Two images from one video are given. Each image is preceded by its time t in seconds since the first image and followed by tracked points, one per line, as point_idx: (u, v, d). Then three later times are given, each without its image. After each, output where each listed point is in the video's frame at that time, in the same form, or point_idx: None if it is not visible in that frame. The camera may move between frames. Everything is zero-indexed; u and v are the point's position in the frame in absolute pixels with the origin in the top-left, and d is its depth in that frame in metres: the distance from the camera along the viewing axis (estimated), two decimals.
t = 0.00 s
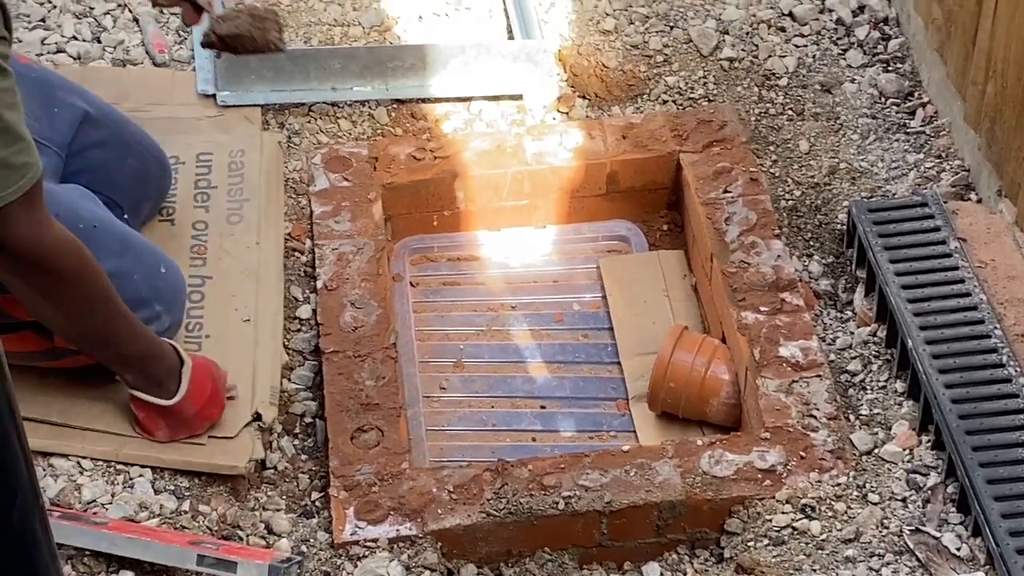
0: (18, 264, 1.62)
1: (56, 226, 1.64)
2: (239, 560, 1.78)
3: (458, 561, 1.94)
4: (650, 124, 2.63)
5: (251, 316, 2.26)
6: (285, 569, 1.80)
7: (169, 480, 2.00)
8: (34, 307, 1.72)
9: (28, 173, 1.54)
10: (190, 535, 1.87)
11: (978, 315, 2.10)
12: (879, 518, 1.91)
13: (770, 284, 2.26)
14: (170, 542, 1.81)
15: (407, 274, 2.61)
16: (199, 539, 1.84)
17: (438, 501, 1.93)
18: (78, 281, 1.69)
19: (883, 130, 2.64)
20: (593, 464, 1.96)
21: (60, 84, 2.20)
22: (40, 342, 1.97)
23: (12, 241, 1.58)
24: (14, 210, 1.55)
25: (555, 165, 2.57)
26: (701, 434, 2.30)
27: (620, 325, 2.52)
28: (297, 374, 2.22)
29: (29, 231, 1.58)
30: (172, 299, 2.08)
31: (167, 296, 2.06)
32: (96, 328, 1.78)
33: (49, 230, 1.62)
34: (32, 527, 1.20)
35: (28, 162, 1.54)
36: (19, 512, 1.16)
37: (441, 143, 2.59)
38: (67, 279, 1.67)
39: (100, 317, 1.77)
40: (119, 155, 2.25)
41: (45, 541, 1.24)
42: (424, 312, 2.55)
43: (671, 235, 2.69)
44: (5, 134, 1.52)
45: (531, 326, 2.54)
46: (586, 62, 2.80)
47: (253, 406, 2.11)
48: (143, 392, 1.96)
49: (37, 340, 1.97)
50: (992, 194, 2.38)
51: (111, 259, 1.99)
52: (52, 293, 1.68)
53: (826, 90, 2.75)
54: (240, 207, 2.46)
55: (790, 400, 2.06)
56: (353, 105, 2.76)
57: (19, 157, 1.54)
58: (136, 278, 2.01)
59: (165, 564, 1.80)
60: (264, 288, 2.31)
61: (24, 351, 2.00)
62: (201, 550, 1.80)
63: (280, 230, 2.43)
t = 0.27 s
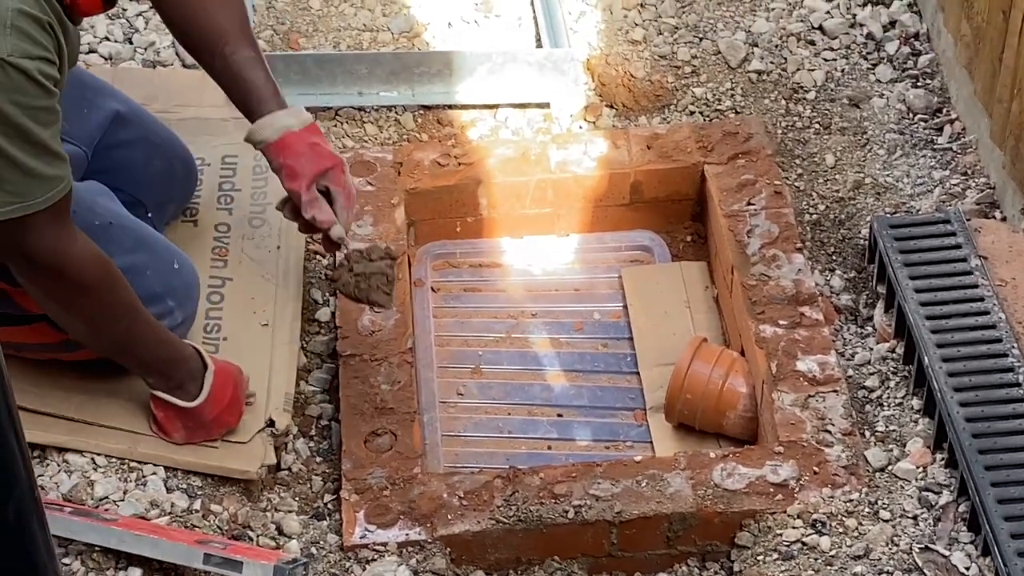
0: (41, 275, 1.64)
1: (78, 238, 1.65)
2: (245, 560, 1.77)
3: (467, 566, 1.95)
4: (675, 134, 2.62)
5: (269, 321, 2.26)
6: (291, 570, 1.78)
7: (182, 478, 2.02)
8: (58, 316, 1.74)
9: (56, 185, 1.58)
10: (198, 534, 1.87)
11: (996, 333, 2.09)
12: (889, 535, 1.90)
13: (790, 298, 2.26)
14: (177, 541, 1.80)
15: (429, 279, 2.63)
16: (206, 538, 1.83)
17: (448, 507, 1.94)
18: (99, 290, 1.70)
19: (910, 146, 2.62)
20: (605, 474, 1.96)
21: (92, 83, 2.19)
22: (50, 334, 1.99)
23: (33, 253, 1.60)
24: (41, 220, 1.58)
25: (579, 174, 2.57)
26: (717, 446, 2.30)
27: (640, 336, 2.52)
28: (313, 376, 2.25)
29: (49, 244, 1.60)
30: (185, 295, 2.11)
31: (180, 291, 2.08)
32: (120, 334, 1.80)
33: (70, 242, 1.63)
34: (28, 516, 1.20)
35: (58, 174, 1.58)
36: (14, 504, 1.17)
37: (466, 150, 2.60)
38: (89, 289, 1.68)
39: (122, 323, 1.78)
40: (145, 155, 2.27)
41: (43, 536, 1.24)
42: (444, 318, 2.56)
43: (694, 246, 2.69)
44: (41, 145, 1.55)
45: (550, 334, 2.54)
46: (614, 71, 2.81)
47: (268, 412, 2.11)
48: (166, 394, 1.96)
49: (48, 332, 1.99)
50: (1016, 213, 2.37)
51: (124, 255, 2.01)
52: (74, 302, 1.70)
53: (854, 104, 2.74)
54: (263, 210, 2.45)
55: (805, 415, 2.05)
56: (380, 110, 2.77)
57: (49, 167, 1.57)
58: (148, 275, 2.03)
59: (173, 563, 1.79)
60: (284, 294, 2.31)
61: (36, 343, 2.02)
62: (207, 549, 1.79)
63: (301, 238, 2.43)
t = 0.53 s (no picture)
0: (69, 268, 1.66)
1: (110, 235, 1.67)
2: (250, 552, 1.78)
3: (474, 564, 1.97)
4: (698, 138, 2.62)
5: (285, 317, 2.27)
6: (294, 563, 1.79)
7: (194, 470, 2.04)
8: (85, 309, 1.76)
9: (93, 179, 1.59)
10: (205, 524, 1.88)
11: (1009, 342, 2.09)
12: (896, 542, 1.91)
13: (806, 303, 2.25)
14: (184, 530, 1.82)
15: (448, 277, 2.64)
16: (213, 529, 1.85)
17: (457, 504, 1.95)
18: (126, 285, 1.72)
19: (932, 153, 2.61)
20: (614, 475, 1.98)
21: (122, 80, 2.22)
22: (60, 318, 2.03)
23: (62, 246, 1.62)
24: (75, 213, 1.60)
25: (599, 176, 2.57)
26: (730, 450, 2.29)
27: (659, 339, 2.51)
28: (328, 371, 2.26)
29: (80, 238, 1.62)
30: (191, 281, 2.14)
31: (185, 277, 2.12)
32: (145, 327, 1.82)
33: (101, 239, 1.65)
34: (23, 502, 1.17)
35: (96, 168, 1.59)
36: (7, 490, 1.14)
37: (488, 149, 2.60)
38: (116, 283, 1.71)
39: (148, 317, 1.80)
40: (163, 150, 2.29)
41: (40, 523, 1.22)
42: (461, 316, 2.57)
43: (715, 250, 2.68)
44: (83, 139, 1.56)
45: (567, 334, 2.55)
46: (639, 74, 2.82)
47: (280, 408, 2.12)
48: (183, 385, 1.98)
49: (58, 316, 2.03)
50: None
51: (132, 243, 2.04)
52: (101, 296, 1.72)
53: (878, 110, 2.73)
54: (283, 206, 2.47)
55: (817, 420, 2.05)
56: (403, 108, 2.79)
57: (89, 160, 1.58)
58: (155, 262, 2.06)
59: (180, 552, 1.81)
60: (301, 290, 2.32)
61: (44, 327, 2.06)
62: (214, 540, 1.80)
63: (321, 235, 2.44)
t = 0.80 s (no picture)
0: (99, 256, 1.68)
1: (139, 225, 1.69)
2: (263, 538, 1.79)
3: (489, 556, 1.99)
4: (723, 135, 2.61)
5: (306, 307, 2.29)
6: (308, 550, 1.80)
7: (211, 457, 2.06)
8: (114, 298, 1.78)
9: (126, 168, 1.60)
10: (220, 511, 1.89)
11: None
12: (910, 541, 1.91)
13: (828, 302, 2.25)
14: (199, 517, 1.84)
15: (471, 270, 2.65)
16: (227, 515, 1.87)
17: (472, 496, 1.97)
18: (155, 274, 1.74)
19: (959, 155, 2.60)
20: (630, 470, 1.99)
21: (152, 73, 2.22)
22: (85, 309, 2.06)
23: (93, 235, 1.64)
24: (107, 201, 1.62)
25: (624, 172, 2.57)
26: (748, 447, 2.30)
27: (681, 336, 2.51)
28: (348, 362, 2.27)
29: (111, 227, 1.65)
30: (216, 275, 2.17)
31: (211, 271, 2.14)
32: (172, 316, 1.84)
33: (131, 228, 1.67)
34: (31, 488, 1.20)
35: (129, 158, 1.60)
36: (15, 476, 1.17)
37: (513, 144, 2.61)
38: (145, 273, 1.73)
39: (175, 306, 1.82)
40: (192, 140, 2.31)
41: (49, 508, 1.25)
42: (483, 310, 2.58)
43: (738, 248, 2.68)
44: (120, 130, 1.57)
45: (588, 330, 2.55)
46: (666, 71, 2.80)
47: (298, 397, 2.13)
48: (207, 373, 2.00)
49: (83, 307, 2.06)
50: None
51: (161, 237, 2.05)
52: (130, 285, 1.74)
53: (905, 111, 2.71)
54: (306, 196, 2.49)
55: (835, 418, 2.05)
56: (430, 102, 2.80)
57: (124, 150, 1.59)
58: (183, 257, 2.08)
59: (194, 538, 1.83)
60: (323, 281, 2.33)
61: (70, 316, 2.08)
62: (227, 526, 1.82)
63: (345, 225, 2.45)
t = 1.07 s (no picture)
0: (131, 250, 1.70)
1: (171, 219, 1.71)
2: (288, 530, 1.81)
3: (514, 550, 2.00)
4: (754, 133, 2.60)
5: (335, 299, 2.30)
6: (333, 542, 1.81)
7: (238, 448, 2.08)
8: (145, 290, 1.80)
9: (159, 163, 1.62)
10: (246, 501, 1.91)
11: None
12: (937, 541, 1.90)
13: (857, 301, 2.24)
14: (225, 506, 1.86)
15: (500, 265, 2.65)
16: (252, 506, 1.89)
17: (498, 490, 1.98)
18: (185, 267, 1.76)
19: (991, 154, 2.57)
20: (656, 466, 1.99)
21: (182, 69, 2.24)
22: (115, 301, 2.09)
23: (125, 228, 1.66)
24: (139, 196, 1.64)
25: (655, 168, 2.57)
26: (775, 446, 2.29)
27: (710, 333, 2.51)
28: (376, 355, 2.29)
29: (144, 222, 1.66)
30: (247, 269, 2.19)
31: (242, 265, 2.16)
32: (203, 308, 1.86)
33: (162, 222, 1.69)
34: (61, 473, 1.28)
35: (162, 153, 1.62)
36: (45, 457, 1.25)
37: (544, 139, 2.61)
38: (177, 266, 1.75)
39: (205, 299, 1.84)
40: (225, 133, 2.32)
41: (78, 496, 1.32)
42: (512, 305, 2.59)
43: (769, 246, 2.67)
44: (153, 126, 1.59)
45: (617, 326, 2.55)
46: (698, 67, 2.80)
47: (325, 390, 2.15)
48: (236, 364, 2.02)
49: (114, 299, 2.09)
50: None
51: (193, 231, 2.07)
52: (161, 277, 1.76)
53: (938, 110, 2.69)
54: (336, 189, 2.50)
55: (863, 418, 2.04)
56: (461, 96, 2.81)
57: (157, 145, 1.61)
58: (214, 250, 2.10)
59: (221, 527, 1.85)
60: (351, 275, 2.35)
61: (100, 307, 2.10)
62: (253, 517, 1.84)
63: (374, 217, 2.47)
